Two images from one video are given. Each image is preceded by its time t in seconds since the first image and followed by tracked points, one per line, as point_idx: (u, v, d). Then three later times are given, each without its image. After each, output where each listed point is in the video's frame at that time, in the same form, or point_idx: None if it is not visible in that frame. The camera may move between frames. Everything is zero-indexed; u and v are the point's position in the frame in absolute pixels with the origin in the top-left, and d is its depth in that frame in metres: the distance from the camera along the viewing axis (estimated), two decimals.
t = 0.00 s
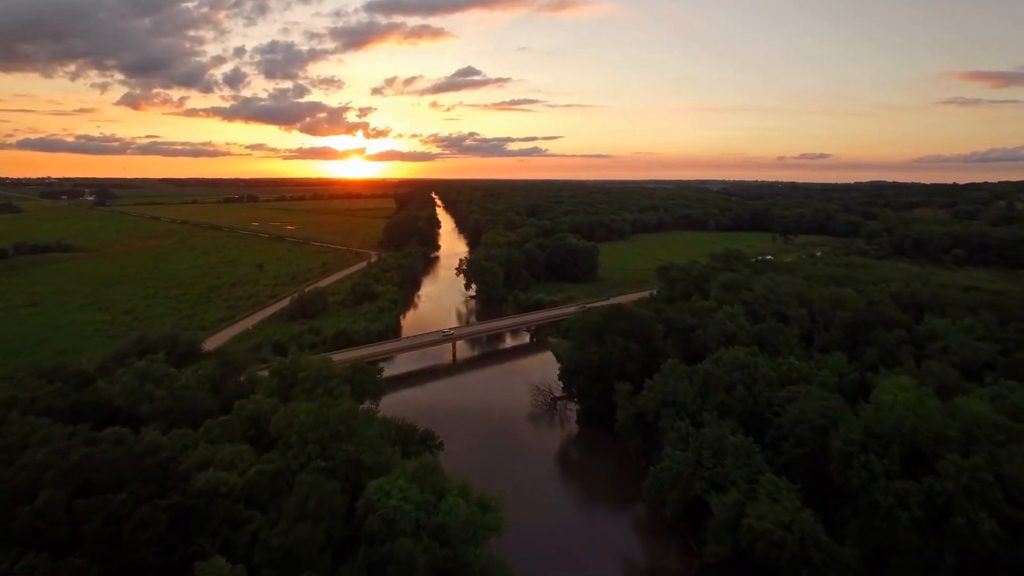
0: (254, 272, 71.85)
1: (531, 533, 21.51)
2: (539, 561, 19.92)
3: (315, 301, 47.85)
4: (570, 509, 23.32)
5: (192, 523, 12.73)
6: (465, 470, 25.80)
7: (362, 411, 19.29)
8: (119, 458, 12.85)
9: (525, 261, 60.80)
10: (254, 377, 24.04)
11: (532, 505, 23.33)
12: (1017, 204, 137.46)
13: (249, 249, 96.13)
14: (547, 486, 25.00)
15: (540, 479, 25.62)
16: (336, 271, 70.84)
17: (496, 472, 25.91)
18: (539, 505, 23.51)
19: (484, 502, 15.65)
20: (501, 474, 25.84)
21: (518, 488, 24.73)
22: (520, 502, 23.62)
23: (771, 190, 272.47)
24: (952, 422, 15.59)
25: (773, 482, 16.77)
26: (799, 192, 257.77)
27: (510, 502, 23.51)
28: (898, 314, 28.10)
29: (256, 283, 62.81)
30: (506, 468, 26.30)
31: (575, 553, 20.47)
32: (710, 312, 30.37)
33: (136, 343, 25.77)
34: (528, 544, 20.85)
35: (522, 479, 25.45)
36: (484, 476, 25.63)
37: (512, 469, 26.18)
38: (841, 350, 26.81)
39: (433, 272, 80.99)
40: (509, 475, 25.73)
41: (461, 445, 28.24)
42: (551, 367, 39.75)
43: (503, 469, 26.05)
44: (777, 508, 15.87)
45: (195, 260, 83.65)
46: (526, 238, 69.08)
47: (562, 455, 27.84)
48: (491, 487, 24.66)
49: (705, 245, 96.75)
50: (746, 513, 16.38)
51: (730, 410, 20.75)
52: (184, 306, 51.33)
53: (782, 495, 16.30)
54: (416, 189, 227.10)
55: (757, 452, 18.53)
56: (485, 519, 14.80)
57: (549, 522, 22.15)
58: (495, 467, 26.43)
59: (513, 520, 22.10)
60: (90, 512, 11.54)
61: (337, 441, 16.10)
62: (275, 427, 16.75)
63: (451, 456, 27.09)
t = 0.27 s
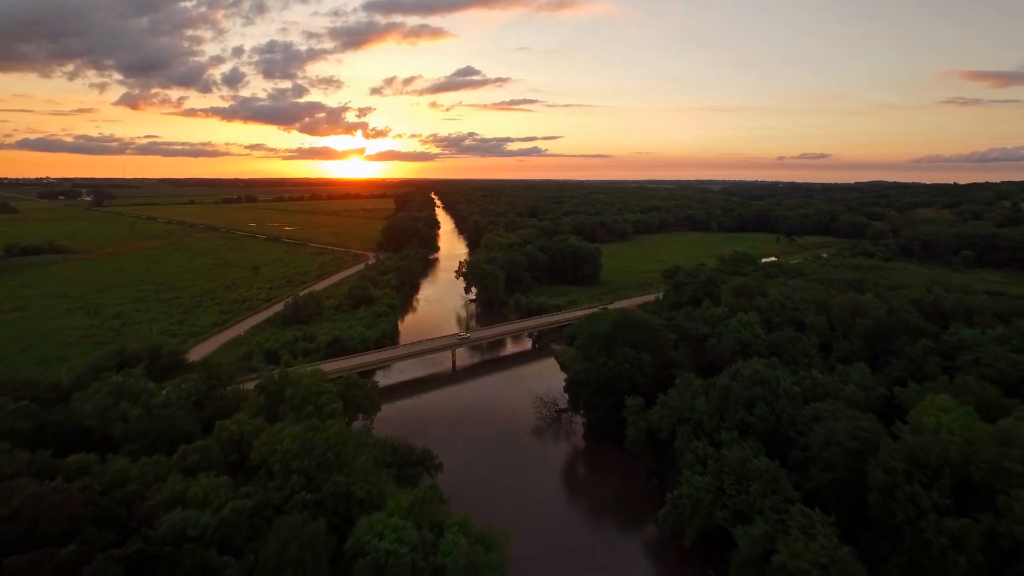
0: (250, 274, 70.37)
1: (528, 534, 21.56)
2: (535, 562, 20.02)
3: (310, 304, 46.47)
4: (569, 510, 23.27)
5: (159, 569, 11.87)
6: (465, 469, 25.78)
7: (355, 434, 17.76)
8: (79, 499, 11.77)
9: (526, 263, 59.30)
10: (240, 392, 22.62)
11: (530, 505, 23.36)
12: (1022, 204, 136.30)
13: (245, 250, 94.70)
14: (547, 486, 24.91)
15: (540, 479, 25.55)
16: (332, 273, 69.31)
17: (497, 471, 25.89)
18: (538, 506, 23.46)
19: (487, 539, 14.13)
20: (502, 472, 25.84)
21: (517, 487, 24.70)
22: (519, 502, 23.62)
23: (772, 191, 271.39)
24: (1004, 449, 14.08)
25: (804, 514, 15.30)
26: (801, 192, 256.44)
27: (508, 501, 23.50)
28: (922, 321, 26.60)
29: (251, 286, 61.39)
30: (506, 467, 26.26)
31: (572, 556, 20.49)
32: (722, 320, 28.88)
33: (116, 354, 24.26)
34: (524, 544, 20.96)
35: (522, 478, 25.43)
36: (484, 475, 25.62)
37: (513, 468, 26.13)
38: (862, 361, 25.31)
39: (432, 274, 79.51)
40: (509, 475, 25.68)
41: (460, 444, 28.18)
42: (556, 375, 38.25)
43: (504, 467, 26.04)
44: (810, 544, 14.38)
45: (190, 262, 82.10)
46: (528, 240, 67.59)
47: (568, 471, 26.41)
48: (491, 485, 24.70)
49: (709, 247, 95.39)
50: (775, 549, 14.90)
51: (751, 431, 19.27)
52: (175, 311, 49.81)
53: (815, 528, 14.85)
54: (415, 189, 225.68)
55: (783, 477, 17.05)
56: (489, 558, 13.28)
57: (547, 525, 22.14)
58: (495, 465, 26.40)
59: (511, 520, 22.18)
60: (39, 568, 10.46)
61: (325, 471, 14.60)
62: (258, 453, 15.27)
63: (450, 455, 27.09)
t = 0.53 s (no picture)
0: (245, 277, 68.85)
1: (526, 536, 21.76)
2: (532, 566, 20.22)
3: (304, 309, 44.97)
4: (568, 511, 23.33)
5: None
6: (464, 472, 25.69)
7: (345, 463, 16.24)
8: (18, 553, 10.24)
9: (528, 267, 57.77)
10: (224, 411, 21.10)
11: (529, 506, 23.49)
12: None
13: (241, 252, 93.20)
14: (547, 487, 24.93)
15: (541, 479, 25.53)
16: (329, 276, 67.77)
17: (496, 470, 25.99)
18: (537, 507, 23.57)
19: None
20: (502, 472, 25.91)
21: (517, 488, 24.76)
22: (518, 504, 23.69)
23: (773, 191, 270.27)
24: None
25: (841, 556, 13.76)
26: (802, 192, 255.24)
27: (507, 503, 23.62)
28: (949, 332, 25.08)
29: (245, 290, 59.92)
30: (506, 467, 26.31)
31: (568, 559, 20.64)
32: (736, 330, 27.40)
33: (91, 368, 22.76)
34: (521, 547, 21.16)
35: (522, 478, 25.48)
36: (483, 475, 25.76)
37: (513, 468, 26.20)
38: (886, 376, 23.84)
39: (431, 276, 77.99)
40: (509, 475, 25.74)
41: (460, 448, 27.96)
42: (559, 387, 36.75)
43: (504, 467, 26.10)
44: None
45: (184, 264, 80.63)
46: (528, 242, 66.10)
47: (573, 489, 25.06)
48: (491, 487, 24.72)
49: (712, 249, 93.96)
50: None
51: (775, 456, 17.78)
52: (165, 316, 48.36)
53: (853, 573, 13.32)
54: (415, 190, 224.13)
55: (814, 511, 15.51)
56: None
57: (545, 528, 22.26)
58: (495, 465, 26.49)
59: (509, 523, 22.31)
60: None
61: (307, 512, 13.03)
62: (233, 490, 13.72)
63: (451, 456, 27.17)
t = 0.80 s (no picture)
0: (239, 280, 67.34)
1: (527, 535, 21.87)
2: (534, 565, 20.32)
3: (296, 316, 43.41)
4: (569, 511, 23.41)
5: None
6: (463, 474, 25.80)
7: (329, 498, 14.63)
8: None
9: (528, 270, 56.21)
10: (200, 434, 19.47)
11: (528, 506, 23.56)
12: None
13: (237, 254, 91.73)
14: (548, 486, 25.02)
15: (541, 478, 25.63)
16: (324, 280, 66.21)
17: (497, 471, 26.15)
18: (538, 506, 23.69)
19: None
20: (501, 473, 26.01)
21: (517, 489, 24.83)
22: (518, 503, 23.87)
23: (774, 191, 269.24)
24: None
25: None
26: (803, 192, 254.23)
27: (508, 503, 23.76)
28: (979, 345, 23.51)
29: (238, 294, 58.41)
30: (506, 468, 26.41)
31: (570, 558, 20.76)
32: (750, 343, 25.88)
33: (59, 384, 21.18)
34: (523, 546, 21.28)
35: (522, 479, 25.55)
36: (484, 476, 25.91)
37: (514, 469, 26.36)
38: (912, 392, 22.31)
39: (429, 280, 76.46)
40: (509, 476, 25.84)
41: (459, 451, 28.00)
42: (562, 398, 35.13)
43: (504, 467, 26.26)
44: None
45: (178, 266, 79.19)
46: (529, 245, 64.58)
47: (579, 512, 23.56)
48: (490, 487, 24.90)
49: (715, 251, 92.50)
50: None
51: (801, 486, 16.17)
52: (154, 322, 46.86)
53: None
54: (414, 190, 222.64)
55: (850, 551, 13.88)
56: None
57: (546, 527, 22.37)
58: (495, 466, 26.64)
59: (510, 522, 22.47)
60: None
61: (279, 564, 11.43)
62: (196, 534, 12.11)
63: (451, 459, 27.31)
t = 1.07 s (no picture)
0: (233, 284, 65.87)
1: (527, 531, 22.41)
2: (534, 560, 20.78)
3: (290, 324, 41.92)
4: (568, 507, 23.87)
5: None
6: (463, 476, 26.29)
7: (312, 542, 13.17)
8: None
9: (530, 274, 54.72)
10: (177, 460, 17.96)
11: (528, 506, 23.98)
12: None
13: (233, 257, 90.26)
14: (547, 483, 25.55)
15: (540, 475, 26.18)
16: (320, 284, 64.71)
17: (496, 471, 26.70)
18: (537, 503, 24.22)
19: None
20: (501, 474, 26.51)
21: (516, 489, 25.29)
22: (517, 502, 24.32)
23: (775, 192, 267.94)
24: None
25: None
26: (805, 192, 252.62)
27: (508, 501, 24.27)
28: (1013, 360, 22.04)
29: (232, 298, 56.99)
30: (506, 469, 26.92)
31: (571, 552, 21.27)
32: (767, 357, 24.40)
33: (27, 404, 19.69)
34: (523, 542, 21.78)
35: (521, 478, 26.03)
36: (483, 476, 26.44)
37: (513, 469, 26.89)
38: (943, 412, 20.84)
39: (428, 283, 74.99)
40: (508, 476, 26.32)
41: (459, 454, 28.45)
42: (565, 411, 33.60)
43: (503, 468, 26.81)
44: None
45: (172, 269, 77.71)
46: (530, 248, 63.08)
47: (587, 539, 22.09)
48: (490, 487, 25.40)
49: (719, 252, 91.01)
50: None
51: (834, 523, 14.70)
52: (142, 329, 45.37)
53: None
54: (413, 190, 221.20)
55: None
56: None
57: (545, 523, 22.89)
58: (495, 466, 27.21)
59: (509, 521, 22.91)
60: None
61: None
62: None
63: (450, 460, 27.86)
